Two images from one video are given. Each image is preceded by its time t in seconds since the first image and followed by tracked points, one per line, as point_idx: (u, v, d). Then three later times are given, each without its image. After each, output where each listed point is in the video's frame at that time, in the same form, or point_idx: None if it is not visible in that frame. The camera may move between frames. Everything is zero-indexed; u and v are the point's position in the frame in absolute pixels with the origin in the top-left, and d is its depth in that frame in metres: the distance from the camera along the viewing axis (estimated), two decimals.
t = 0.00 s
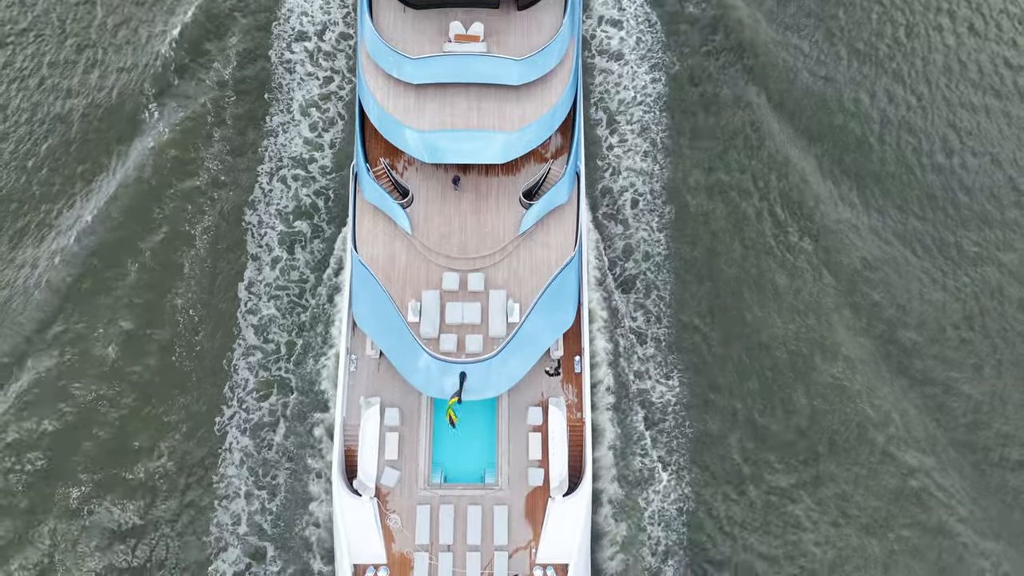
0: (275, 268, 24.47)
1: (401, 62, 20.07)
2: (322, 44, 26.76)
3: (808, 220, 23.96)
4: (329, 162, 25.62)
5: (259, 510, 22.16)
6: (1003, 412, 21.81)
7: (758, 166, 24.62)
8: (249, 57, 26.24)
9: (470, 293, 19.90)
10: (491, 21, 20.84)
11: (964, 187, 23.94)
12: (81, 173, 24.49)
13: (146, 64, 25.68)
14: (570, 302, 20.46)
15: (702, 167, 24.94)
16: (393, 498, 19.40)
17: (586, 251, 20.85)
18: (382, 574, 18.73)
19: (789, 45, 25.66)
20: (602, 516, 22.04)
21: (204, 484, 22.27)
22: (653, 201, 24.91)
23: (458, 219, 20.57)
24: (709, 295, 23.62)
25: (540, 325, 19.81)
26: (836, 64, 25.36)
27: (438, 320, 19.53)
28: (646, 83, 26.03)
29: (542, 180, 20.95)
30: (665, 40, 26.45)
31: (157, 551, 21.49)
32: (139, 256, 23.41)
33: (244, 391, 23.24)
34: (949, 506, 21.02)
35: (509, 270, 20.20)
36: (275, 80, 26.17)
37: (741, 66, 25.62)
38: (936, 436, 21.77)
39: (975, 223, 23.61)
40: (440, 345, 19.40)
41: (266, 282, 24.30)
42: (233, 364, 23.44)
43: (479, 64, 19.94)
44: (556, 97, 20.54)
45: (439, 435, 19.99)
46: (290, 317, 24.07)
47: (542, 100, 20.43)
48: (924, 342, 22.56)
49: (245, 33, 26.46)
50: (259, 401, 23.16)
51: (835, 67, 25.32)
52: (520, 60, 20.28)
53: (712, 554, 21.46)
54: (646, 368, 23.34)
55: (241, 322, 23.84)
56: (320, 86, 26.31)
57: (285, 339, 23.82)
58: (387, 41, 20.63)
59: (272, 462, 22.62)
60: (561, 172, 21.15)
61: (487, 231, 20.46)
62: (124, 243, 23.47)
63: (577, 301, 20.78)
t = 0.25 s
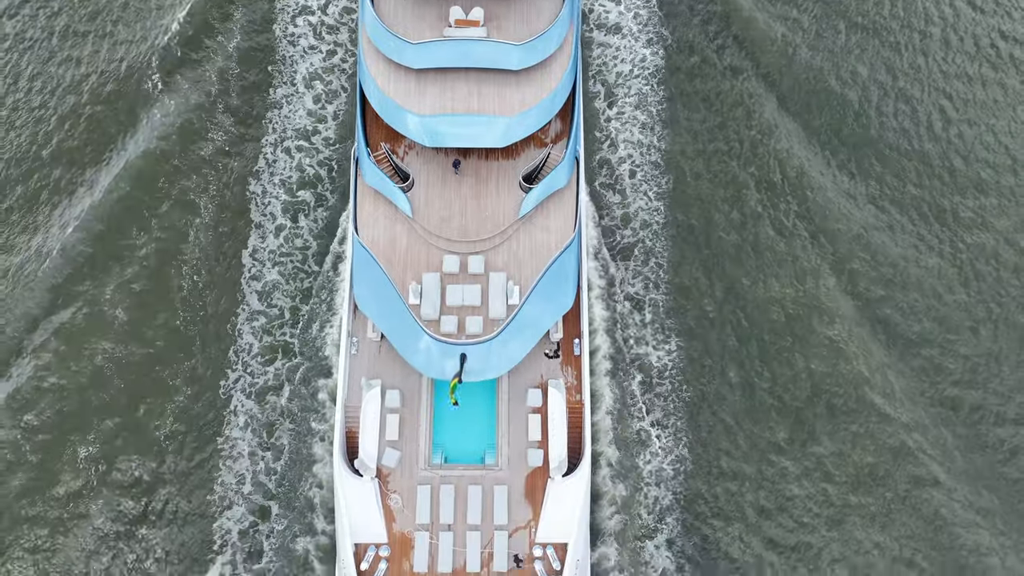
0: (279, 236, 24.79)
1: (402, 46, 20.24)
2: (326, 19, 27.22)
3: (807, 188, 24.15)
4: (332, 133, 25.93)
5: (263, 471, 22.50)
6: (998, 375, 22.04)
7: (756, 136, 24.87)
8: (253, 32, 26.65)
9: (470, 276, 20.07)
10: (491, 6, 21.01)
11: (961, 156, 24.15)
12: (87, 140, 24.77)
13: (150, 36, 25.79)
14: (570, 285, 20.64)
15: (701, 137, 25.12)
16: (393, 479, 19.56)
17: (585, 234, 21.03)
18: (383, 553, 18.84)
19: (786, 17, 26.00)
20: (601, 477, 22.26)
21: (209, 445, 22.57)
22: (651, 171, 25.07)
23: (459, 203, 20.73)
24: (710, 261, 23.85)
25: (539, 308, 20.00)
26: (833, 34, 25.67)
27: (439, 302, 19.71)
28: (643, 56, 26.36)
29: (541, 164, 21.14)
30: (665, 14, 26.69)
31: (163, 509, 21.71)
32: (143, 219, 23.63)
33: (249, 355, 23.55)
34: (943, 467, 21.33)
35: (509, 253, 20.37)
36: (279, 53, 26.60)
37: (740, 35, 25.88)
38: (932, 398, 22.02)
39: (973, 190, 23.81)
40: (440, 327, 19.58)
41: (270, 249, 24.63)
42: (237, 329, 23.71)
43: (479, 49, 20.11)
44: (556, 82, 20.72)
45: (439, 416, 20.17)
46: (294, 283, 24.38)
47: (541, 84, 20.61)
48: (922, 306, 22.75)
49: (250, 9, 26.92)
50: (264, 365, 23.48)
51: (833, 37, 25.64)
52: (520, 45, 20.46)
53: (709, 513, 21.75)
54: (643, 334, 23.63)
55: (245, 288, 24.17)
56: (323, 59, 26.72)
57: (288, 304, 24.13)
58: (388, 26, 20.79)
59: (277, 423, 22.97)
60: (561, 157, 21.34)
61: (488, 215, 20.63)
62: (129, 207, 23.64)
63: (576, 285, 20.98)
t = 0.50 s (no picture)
0: (283, 205, 24.94)
1: (402, 31, 20.45)
2: None
3: (803, 160, 24.54)
4: (335, 105, 25.97)
5: (268, 433, 22.81)
6: (990, 341, 22.37)
7: (753, 109, 25.18)
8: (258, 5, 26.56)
9: (470, 258, 20.25)
10: None
11: (955, 128, 24.41)
12: (92, 110, 25.14)
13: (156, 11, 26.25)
14: (569, 268, 20.82)
15: (699, 110, 25.42)
16: (395, 460, 19.73)
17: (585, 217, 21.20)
18: (385, 533, 18.95)
19: None
20: (600, 440, 22.80)
21: (214, 406, 22.94)
22: (649, 143, 25.37)
23: (459, 187, 20.92)
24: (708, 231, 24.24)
25: (539, 290, 20.17)
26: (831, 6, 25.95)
27: (439, 284, 19.89)
28: (643, 29, 26.39)
29: (541, 148, 21.34)
30: None
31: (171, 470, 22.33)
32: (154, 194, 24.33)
33: (253, 320, 23.84)
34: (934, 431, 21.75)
35: (509, 236, 20.54)
36: (282, 26, 26.52)
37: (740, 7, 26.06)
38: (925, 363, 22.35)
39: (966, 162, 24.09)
40: (441, 309, 19.77)
41: (273, 218, 24.82)
42: (242, 295, 24.03)
43: (479, 34, 20.32)
44: (556, 66, 20.92)
45: (440, 398, 20.34)
46: (298, 249, 24.62)
47: (541, 69, 20.78)
48: (914, 274, 23.11)
49: None
50: (268, 330, 23.75)
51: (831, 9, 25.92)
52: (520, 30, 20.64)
53: (703, 473, 22.25)
54: (641, 301, 24.02)
55: (249, 255, 24.40)
56: (325, 33, 26.62)
57: (292, 272, 24.37)
58: (389, 12, 20.97)
59: (281, 387, 23.26)
60: (561, 142, 21.53)
61: (488, 198, 20.81)
62: (139, 179, 24.28)
63: (576, 268, 21.16)
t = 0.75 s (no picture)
0: (287, 174, 25.31)
1: (405, 17, 20.71)
2: None
3: (801, 129, 24.78)
4: (339, 78, 26.44)
5: (272, 395, 23.11)
6: (983, 310, 22.60)
7: (751, 80, 25.42)
8: None
9: (471, 241, 20.43)
10: None
11: (950, 101, 24.60)
12: (99, 80, 25.38)
13: None
14: (569, 251, 21.00)
15: (696, 81, 25.77)
16: (396, 441, 19.90)
17: (584, 201, 21.37)
18: (387, 512, 19.18)
19: None
20: (598, 404, 23.03)
21: (219, 369, 23.23)
22: (647, 115, 25.69)
23: (460, 171, 21.09)
24: (707, 199, 24.48)
25: (539, 273, 20.35)
26: None
27: (440, 267, 20.07)
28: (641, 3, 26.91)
29: (541, 133, 21.49)
30: None
31: (179, 429, 22.63)
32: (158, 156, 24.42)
33: (258, 286, 24.16)
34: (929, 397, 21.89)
35: (510, 220, 20.72)
36: None
37: None
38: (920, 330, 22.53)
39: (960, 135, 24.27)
40: (442, 291, 19.96)
41: (278, 187, 25.17)
42: (247, 262, 24.34)
43: (479, 19, 20.54)
44: (556, 51, 21.09)
45: (441, 380, 20.52)
46: (302, 218, 24.92)
47: (541, 54, 20.95)
48: (909, 243, 23.33)
49: None
50: (273, 296, 24.09)
51: None
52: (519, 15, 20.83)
53: (702, 435, 22.39)
54: (638, 268, 24.22)
55: (254, 223, 24.76)
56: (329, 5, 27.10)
57: (296, 239, 24.70)
58: None
59: (286, 351, 23.57)
60: (560, 127, 21.68)
61: (488, 182, 20.99)
62: (144, 148, 24.37)
63: (576, 252, 21.33)
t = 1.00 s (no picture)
0: (291, 145, 25.74)
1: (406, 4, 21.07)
2: None
3: (804, 96, 25.44)
4: (342, 52, 26.98)
5: (277, 358, 23.43)
6: (975, 276, 23.04)
7: (748, 57, 26.03)
8: None
9: (472, 225, 20.61)
10: None
11: (947, 74, 25.25)
12: (107, 55, 26.18)
13: None
14: (569, 234, 21.17)
15: (693, 53, 26.38)
16: (398, 422, 20.08)
17: (584, 185, 21.53)
18: (388, 492, 19.38)
19: None
20: (596, 366, 23.30)
21: (224, 333, 23.59)
22: (644, 88, 26.19)
23: (461, 156, 21.26)
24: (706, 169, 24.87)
25: (539, 256, 20.51)
26: None
27: (441, 250, 20.25)
28: None
29: (542, 118, 21.64)
30: None
31: (185, 389, 22.94)
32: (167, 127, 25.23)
33: (262, 253, 24.58)
34: (924, 360, 22.30)
35: (510, 203, 20.89)
36: None
37: None
38: (915, 295, 22.91)
39: (952, 108, 24.86)
40: (443, 274, 20.15)
41: (281, 157, 25.60)
42: (251, 229, 24.80)
43: (479, 5, 20.88)
44: (556, 36, 21.29)
45: (442, 362, 20.69)
46: (306, 187, 25.32)
47: (541, 40, 21.15)
48: (902, 211, 23.77)
49: None
50: (277, 263, 24.49)
51: None
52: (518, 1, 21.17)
53: (702, 396, 22.60)
54: (637, 236, 24.58)
55: (258, 191, 25.22)
56: None
57: (299, 207, 25.08)
58: None
59: (290, 317, 23.94)
60: (561, 112, 21.83)
61: (489, 166, 21.15)
62: (151, 121, 25.23)
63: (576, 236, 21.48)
